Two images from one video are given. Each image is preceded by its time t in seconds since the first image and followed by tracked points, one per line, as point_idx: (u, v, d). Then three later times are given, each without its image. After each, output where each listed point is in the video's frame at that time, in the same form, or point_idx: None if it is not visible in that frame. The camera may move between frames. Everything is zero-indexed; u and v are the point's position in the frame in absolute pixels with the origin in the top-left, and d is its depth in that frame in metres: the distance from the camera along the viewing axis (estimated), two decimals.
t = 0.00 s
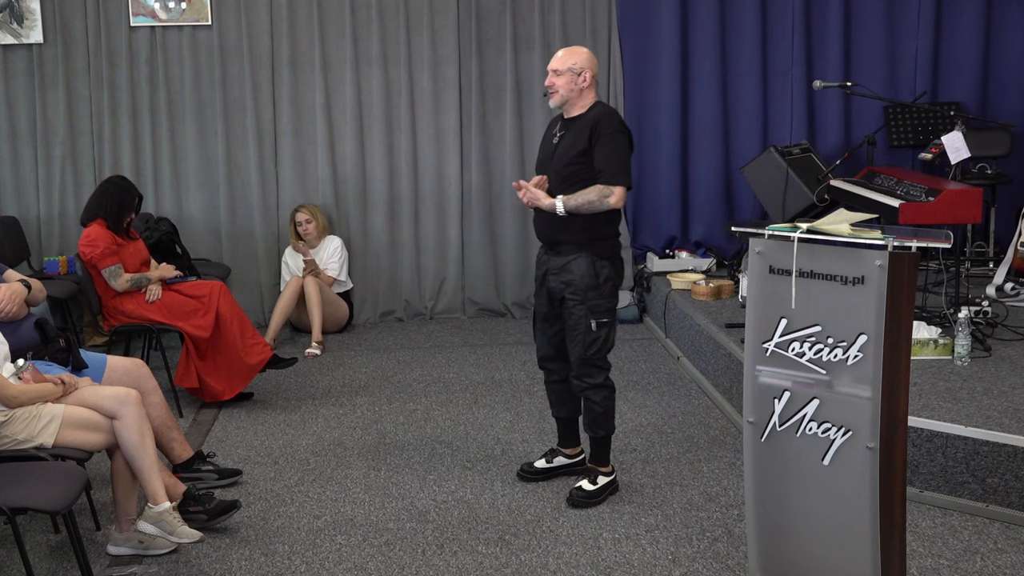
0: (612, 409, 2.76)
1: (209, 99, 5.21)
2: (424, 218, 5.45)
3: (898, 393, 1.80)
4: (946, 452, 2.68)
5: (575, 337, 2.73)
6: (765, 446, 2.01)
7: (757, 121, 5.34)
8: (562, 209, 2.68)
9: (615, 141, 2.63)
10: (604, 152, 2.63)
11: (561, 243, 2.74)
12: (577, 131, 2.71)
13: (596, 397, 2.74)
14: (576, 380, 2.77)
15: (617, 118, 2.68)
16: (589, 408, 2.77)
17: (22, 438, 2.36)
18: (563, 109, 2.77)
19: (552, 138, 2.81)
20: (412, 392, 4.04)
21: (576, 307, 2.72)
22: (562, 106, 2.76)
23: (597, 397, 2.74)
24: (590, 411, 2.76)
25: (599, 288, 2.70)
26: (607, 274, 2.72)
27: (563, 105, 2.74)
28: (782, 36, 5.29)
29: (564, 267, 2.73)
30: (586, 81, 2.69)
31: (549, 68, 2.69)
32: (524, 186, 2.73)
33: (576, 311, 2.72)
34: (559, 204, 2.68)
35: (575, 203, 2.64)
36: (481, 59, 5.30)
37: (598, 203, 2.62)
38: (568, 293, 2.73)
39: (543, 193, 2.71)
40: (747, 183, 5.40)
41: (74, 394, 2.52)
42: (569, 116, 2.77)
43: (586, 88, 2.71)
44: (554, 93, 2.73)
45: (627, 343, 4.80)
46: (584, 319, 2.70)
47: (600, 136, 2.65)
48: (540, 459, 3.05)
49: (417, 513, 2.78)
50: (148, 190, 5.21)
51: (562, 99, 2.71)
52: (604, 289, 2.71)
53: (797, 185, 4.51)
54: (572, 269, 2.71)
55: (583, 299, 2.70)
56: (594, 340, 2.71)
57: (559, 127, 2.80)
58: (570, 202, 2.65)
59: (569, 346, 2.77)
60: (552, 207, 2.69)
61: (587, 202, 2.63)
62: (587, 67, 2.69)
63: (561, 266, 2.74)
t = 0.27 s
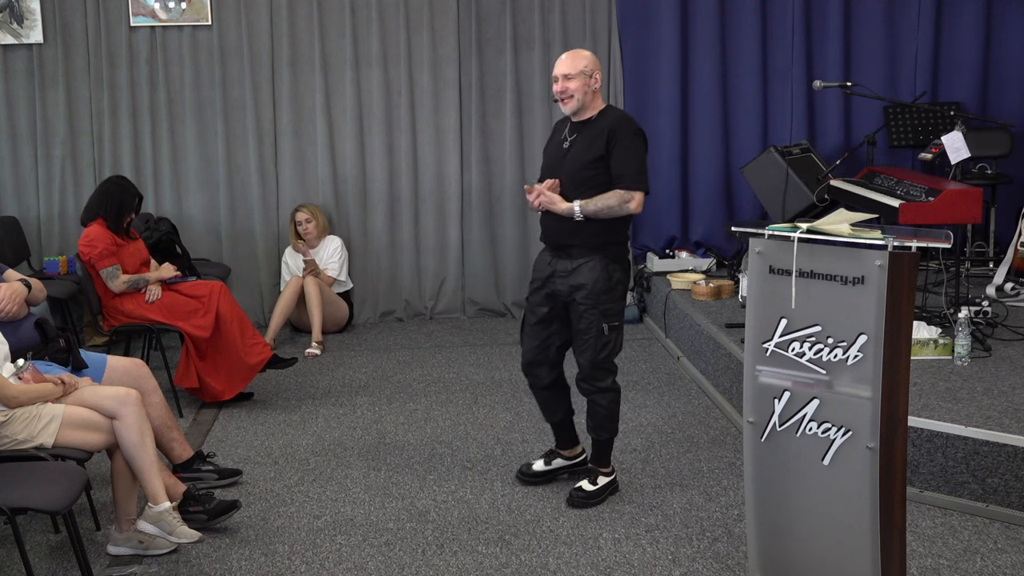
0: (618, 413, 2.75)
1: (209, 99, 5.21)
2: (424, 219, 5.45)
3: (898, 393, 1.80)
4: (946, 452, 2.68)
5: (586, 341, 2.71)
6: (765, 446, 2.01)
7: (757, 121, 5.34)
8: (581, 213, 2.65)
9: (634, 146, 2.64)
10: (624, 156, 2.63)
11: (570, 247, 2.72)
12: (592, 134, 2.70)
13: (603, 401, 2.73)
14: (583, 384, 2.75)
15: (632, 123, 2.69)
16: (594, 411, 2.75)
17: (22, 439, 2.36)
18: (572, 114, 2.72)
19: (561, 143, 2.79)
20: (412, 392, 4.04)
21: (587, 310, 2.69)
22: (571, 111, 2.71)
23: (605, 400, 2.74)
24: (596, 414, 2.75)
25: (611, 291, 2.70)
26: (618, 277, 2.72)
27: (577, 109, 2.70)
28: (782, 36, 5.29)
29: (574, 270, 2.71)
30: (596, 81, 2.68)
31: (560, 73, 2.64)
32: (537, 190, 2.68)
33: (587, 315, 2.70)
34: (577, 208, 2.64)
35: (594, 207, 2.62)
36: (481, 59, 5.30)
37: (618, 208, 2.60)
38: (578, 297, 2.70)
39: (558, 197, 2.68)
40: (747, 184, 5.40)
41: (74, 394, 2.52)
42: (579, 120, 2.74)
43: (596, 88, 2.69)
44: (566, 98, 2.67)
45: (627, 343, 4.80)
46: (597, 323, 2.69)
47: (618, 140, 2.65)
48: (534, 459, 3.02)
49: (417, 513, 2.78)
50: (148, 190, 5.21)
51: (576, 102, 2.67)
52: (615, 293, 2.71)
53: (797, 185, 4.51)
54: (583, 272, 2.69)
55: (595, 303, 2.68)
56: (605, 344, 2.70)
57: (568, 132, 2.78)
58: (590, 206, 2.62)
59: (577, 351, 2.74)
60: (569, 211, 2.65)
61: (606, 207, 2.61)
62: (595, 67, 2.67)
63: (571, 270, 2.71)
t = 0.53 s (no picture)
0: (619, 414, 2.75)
1: (209, 99, 5.21)
2: (424, 219, 5.45)
3: (898, 393, 1.80)
4: (946, 452, 2.68)
5: (589, 344, 2.69)
6: (766, 446, 2.01)
7: (757, 122, 5.34)
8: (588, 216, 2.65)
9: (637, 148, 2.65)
10: (628, 159, 2.64)
11: (574, 249, 2.71)
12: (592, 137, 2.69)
13: (605, 402, 2.73)
14: (586, 386, 2.74)
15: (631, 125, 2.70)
16: (596, 413, 2.75)
17: (22, 439, 2.36)
18: (568, 115, 2.71)
19: (557, 148, 2.78)
20: (412, 392, 4.04)
21: (591, 312, 2.68)
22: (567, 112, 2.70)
23: (607, 402, 2.73)
24: (597, 414, 2.75)
25: (614, 294, 2.69)
26: (620, 279, 2.72)
27: (573, 110, 2.68)
28: (782, 36, 5.29)
29: (577, 272, 2.69)
30: (591, 83, 2.66)
31: (555, 75, 2.62)
32: (541, 196, 2.69)
33: (591, 317, 2.68)
34: (585, 212, 2.65)
35: (601, 211, 2.63)
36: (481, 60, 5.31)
37: (625, 211, 2.62)
38: (582, 299, 2.68)
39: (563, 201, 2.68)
40: (747, 184, 5.40)
41: (74, 394, 2.52)
42: (576, 122, 2.73)
43: (591, 90, 2.68)
44: (561, 100, 2.65)
45: (627, 343, 4.80)
46: (601, 325, 2.68)
47: (621, 143, 2.65)
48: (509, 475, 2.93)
49: (417, 513, 2.78)
50: (148, 190, 5.21)
51: (572, 104, 2.65)
52: (617, 295, 2.71)
53: (797, 185, 4.51)
54: (586, 275, 2.68)
55: (599, 305, 2.67)
56: (609, 346, 2.69)
57: (565, 135, 2.77)
58: (598, 209, 2.63)
59: (580, 354, 2.72)
60: (576, 215, 2.66)
61: (614, 211, 2.62)
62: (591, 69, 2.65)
63: (574, 272, 2.69)
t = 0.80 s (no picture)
0: (616, 415, 2.74)
1: (209, 99, 5.21)
2: (424, 219, 5.45)
3: (898, 393, 1.80)
4: (946, 453, 2.68)
5: (584, 350, 2.65)
6: (765, 446, 2.01)
7: (757, 122, 5.34)
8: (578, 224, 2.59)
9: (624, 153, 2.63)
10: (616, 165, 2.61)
11: (563, 256, 2.65)
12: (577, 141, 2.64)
13: (602, 405, 2.71)
14: (582, 391, 2.71)
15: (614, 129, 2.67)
16: (593, 415, 2.73)
17: (22, 439, 2.36)
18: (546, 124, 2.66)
19: (539, 153, 2.70)
20: (412, 392, 4.04)
21: (584, 318, 2.63)
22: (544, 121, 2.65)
23: (604, 406, 2.72)
24: (594, 417, 2.73)
25: (606, 297, 2.66)
26: (610, 283, 2.68)
27: (547, 120, 2.64)
28: (782, 36, 5.29)
29: (567, 279, 2.63)
30: (566, 90, 2.60)
31: (527, 83, 2.59)
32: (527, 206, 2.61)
33: (585, 323, 2.64)
34: (574, 220, 2.59)
35: (591, 217, 2.58)
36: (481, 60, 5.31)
37: (614, 217, 2.58)
38: (574, 306, 2.62)
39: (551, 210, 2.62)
40: (747, 184, 5.40)
41: (74, 394, 2.52)
42: (555, 129, 2.67)
43: (567, 97, 2.62)
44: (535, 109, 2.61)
45: (627, 343, 4.80)
46: (595, 330, 2.64)
47: (608, 149, 2.62)
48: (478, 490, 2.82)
49: (417, 513, 2.78)
50: (148, 190, 5.21)
51: (545, 112, 2.61)
52: (608, 298, 2.68)
53: (797, 185, 4.51)
54: (577, 281, 2.62)
55: (593, 311, 2.63)
56: (603, 351, 2.66)
57: (547, 140, 2.69)
58: (588, 216, 2.58)
59: (574, 360, 2.68)
60: (566, 224, 2.59)
61: (603, 217, 2.58)
62: (565, 76, 2.59)
63: (564, 279, 2.63)
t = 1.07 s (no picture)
0: (599, 417, 2.71)
1: (209, 99, 5.21)
2: (424, 219, 5.45)
3: (899, 393, 1.80)
4: (946, 452, 2.68)
5: (558, 358, 2.60)
6: (766, 446, 2.01)
7: (757, 122, 5.34)
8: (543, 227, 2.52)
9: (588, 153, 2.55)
10: (580, 166, 2.53)
11: (534, 262, 2.58)
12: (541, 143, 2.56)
13: (582, 410, 2.68)
14: (560, 397, 2.67)
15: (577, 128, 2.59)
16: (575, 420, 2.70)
17: (22, 439, 2.36)
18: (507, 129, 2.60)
19: (502, 158, 2.62)
20: (412, 392, 4.04)
21: (557, 326, 2.57)
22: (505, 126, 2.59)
23: (584, 410, 2.68)
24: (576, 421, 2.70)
25: (578, 303, 2.60)
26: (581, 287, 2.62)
27: (506, 125, 2.58)
28: (781, 36, 5.29)
29: (537, 287, 2.57)
30: (521, 93, 2.53)
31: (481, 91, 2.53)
32: (491, 213, 2.53)
33: (557, 331, 2.58)
34: (538, 223, 2.51)
35: (556, 220, 2.51)
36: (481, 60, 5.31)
37: (579, 217, 2.51)
38: (546, 314, 2.57)
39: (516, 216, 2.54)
40: (747, 184, 5.40)
41: (74, 394, 2.52)
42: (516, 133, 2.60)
43: (523, 100, 2.54)
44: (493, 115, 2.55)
45: (627, 343, 4.80)
46: (569, 337, 2.58)
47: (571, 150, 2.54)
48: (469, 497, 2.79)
49: (417, 513, 2.78)
50: (148, 190, 5.21)
51: (501, 118, 2.55)
52: (581, 303, 2.62)
53: (797, 186, 4.51)
54: (548, 289, 2.56)
55: (565, 318, 2.57)
56: (578, 357, 2.61)
57: (509, 145, 2.61)
58: (553, 219, 2.51)
59: (549, 368, 2.63)
60: (530, 228, 2.52)
61: (569, 219, 2.51)
62: (519, 78, 2.52)
63: (534, 286, 2.57)
